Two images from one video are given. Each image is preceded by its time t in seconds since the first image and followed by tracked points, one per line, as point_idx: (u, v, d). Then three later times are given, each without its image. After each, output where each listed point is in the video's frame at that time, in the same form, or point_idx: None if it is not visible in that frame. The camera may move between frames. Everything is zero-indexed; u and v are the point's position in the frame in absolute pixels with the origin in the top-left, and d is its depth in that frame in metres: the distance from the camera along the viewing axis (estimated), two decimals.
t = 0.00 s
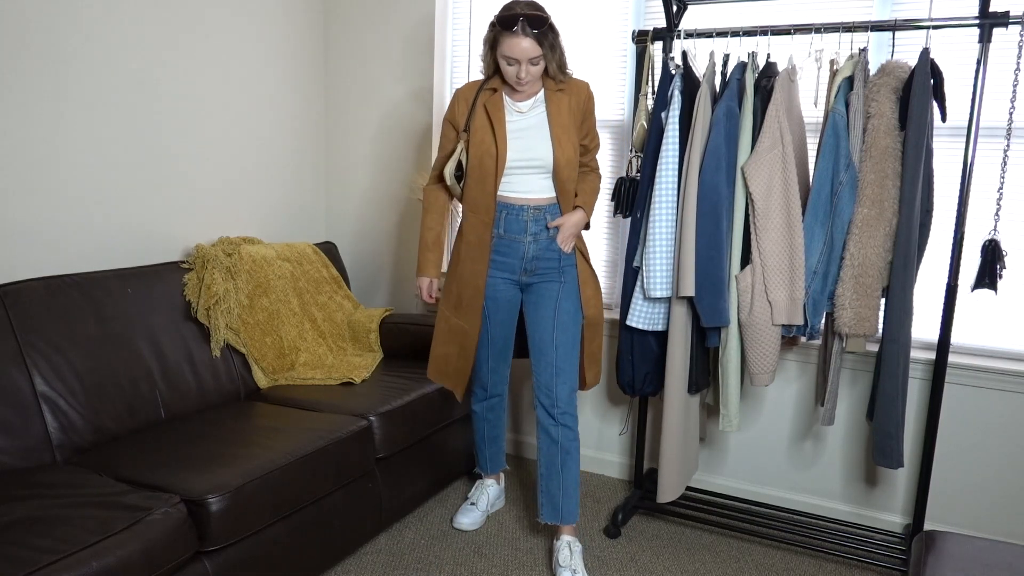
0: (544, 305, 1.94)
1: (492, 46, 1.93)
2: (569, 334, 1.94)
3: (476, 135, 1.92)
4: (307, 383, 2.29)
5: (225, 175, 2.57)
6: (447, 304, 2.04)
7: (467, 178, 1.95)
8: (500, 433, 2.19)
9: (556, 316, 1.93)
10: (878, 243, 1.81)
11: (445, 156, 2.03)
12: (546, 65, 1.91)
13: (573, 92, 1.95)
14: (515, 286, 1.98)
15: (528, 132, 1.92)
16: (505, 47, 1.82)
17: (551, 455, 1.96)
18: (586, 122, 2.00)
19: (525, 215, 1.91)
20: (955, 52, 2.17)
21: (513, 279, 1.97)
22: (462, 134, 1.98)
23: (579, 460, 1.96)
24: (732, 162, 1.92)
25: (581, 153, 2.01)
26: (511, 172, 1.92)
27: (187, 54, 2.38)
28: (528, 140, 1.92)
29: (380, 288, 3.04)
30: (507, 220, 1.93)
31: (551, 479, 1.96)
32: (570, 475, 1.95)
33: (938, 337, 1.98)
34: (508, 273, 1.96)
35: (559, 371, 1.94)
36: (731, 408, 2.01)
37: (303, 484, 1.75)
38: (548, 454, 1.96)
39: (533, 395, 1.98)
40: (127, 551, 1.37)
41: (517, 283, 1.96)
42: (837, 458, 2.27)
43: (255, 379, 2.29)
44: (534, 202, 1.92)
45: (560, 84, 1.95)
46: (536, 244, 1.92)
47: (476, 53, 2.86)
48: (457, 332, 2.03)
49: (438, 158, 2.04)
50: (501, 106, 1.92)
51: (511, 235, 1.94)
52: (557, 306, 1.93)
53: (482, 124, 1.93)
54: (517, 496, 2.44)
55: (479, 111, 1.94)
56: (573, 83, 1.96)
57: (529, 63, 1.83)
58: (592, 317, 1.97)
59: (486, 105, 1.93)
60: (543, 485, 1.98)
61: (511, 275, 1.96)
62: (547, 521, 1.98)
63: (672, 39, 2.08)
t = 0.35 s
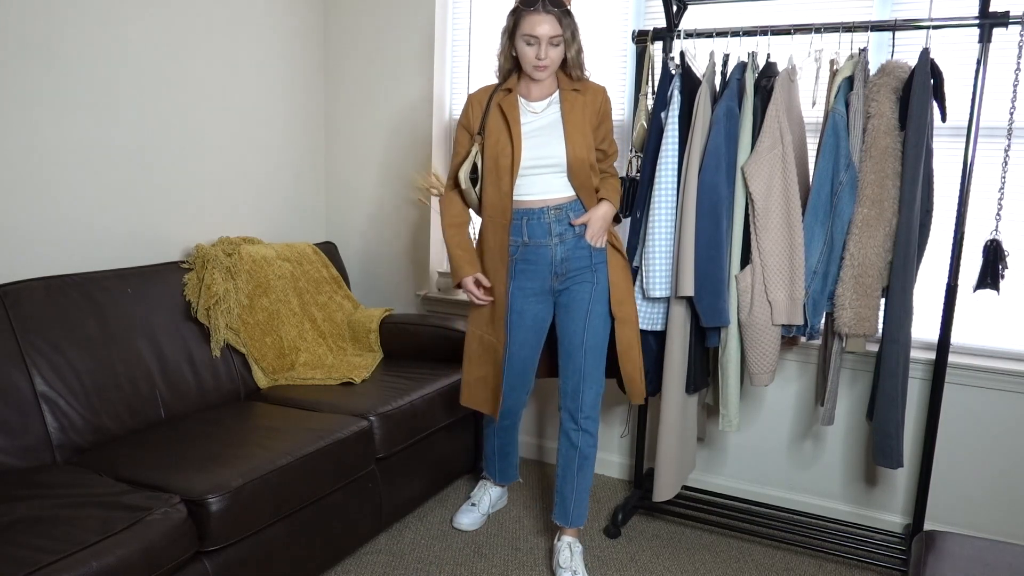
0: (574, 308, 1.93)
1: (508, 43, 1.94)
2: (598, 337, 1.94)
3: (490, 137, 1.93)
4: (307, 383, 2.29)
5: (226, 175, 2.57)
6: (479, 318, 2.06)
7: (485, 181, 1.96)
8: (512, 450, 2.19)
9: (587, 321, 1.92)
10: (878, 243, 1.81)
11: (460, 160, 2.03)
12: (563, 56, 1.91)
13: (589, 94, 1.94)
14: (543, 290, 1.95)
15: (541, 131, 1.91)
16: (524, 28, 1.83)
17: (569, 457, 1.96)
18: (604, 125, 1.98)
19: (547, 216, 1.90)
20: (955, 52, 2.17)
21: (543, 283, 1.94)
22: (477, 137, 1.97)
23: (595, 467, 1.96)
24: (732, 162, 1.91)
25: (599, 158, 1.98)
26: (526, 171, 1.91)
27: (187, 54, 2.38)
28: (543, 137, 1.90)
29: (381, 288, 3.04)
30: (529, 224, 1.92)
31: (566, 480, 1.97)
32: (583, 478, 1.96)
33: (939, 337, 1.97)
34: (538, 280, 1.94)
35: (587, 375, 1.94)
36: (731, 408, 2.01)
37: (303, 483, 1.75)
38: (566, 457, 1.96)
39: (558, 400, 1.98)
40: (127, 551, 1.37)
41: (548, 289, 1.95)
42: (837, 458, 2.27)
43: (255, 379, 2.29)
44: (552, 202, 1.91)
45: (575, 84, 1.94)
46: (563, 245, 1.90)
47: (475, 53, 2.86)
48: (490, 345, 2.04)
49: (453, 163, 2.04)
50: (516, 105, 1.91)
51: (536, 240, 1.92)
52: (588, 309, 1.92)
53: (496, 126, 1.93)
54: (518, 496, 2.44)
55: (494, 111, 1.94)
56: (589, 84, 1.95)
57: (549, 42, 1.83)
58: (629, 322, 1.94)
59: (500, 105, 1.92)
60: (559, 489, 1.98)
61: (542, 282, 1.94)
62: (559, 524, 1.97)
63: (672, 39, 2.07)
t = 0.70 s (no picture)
0: (557, 308, 1.93)
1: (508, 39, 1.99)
2: (582, 338, 1.93)
3: (495, 126, 1.95)
4: (307, 383, 2.29)
5: (226, 176, 2.58)
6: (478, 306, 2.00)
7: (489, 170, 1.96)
8: (506, 440, 2.21)
9: (569, 318, 1.93)
10: (878, 243, 1.81)
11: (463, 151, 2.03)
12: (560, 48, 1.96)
13: (589, 90, 1.95)
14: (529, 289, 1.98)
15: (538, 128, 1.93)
16: (522, 14, 1.89)
17: (560, 456, 1.97)
18: (605, 121, 1.97)
19: (536, 212, 1.92)
20: (955, 52, 2.17)
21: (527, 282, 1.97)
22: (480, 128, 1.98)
23: (586, 464, 1.97)
24: (732, 161, 1.91)
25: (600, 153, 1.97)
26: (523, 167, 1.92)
27: (187, 55, 2.39)
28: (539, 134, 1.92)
29: (381, 288, 3.04)
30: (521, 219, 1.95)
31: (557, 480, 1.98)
32: (577, 479, 1.97)
33: (939, 336, 1.97)
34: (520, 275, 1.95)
35: (572, 375, 1.94)
36: (730, 409, 2.01)
37: (303, 483, 1.75)
38: (557, 456, 1.97)
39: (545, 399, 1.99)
40: (127, 551, 1.37)
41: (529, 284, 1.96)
42: (837, 458, 2.27)
43: (255, 379, 2.29)
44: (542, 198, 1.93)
45: (575, 81, 1.95)
46: (546, 242, 1.92)
47: (476, 53, 2.86)
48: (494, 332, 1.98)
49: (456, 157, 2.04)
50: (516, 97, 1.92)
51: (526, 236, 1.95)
52: (570, 308, 1.93)
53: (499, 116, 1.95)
54: (517, 496, 2.44)
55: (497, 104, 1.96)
56: (591, 81, 1.97)
57: (546, 28, 1.88)
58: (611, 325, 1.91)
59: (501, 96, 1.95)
60: (551, 489, 1.99)
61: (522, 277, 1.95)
62: (551, 523, 1.99)
63: (672, 39, 2.07)
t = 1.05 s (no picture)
0: (525, 308, 1.98)
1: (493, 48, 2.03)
2: (552, 335, 1.97)
3: (481, 131, 1.96)
4: (307, 383, 2.29)
5: (226, 176, 2.58)
6: (451, 295, 2.04)
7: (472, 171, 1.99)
8: (496, 431, 2.22)
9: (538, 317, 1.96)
10: (879, 243, 1.81)
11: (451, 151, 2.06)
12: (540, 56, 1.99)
13: (571, 100, 1.96)
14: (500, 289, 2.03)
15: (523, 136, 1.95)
16: (504, 24, 1.92)
17: (547, 451, 1.98)
18: (586, 128, 1.99)
19: (516, 216, 1.96)
20: (955, 52, 2.17)
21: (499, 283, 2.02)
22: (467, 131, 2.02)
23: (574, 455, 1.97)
24: (732, 161, 1.91)
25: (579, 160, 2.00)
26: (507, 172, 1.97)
27: (187, 54, 2.39)
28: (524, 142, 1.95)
29: (380, 287, 3.04)
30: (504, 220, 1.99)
31: (542, 474, 1.98)
32: (567, 470, 1.97)
33: (939, 336, 1.97)
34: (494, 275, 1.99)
35: (547, 370, 1.97)
36: (731, 408, 2.01)
37: (303, 483, 1.75)
38: (545, 450, 1.98)
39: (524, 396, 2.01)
40: (127, 551, 1.37)
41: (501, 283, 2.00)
42: (837, 458, 2.27)
43: (255, 379, 2.29)
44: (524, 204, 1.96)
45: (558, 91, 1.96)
46: (518, 245, 1.96)
47: (475, 53, 2.87)
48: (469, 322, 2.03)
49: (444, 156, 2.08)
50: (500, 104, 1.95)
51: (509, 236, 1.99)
52: (537, 308, 1.96)
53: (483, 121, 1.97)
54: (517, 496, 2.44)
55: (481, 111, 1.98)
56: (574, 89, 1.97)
57: (526, 36, 1.91)
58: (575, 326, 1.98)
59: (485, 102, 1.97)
60: (538, 482, 1.99)
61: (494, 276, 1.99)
62: (545, 519, 1.98)
63: (671, 39, 2.08)
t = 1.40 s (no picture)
0: (517, 304, 1.98)
1: (482, 50, 2.02)
2: (545, 329, 1.97)
3: (473, 130, 1.98)
4: (307, 383, 2.29)
5: (225, 175, 2.57)
6: (442, 292, 2.07)
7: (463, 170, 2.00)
8: (494, 429, 2.23)
9: (529, 313, 1.97)
10: (879, 243, 1.81)
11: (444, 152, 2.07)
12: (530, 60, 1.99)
13: (559, 97, 1.98)
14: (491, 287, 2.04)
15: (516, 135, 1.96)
16: (500, 27, 1.92)
17: (546, 444, 1.97)
18: (575, 124, 2.01)
19: (507, 216, 1.96)
20: (955, 52, 2.17)
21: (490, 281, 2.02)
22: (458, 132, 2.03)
23: (571, 447, 1.98)
24: (732, 162, 1.91)
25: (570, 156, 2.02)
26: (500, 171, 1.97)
27: (186, 54, 2.38)
28: (516, 141, 1.95)
29: (380, 287, 3.04)
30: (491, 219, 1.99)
31: (541, 468, 1.98)
32: (565, 461, 1.97)
33: (939, 337, 1.97)
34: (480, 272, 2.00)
35: (541, 364, 1.97)
36: (731, 408, 2.01)
37: (303, 484, 1.75)
38: (544, 442, 1.98)
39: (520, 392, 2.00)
40: (127, 551, 1.37)
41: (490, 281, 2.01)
42: (837, 458, 2.27)
43: (255, 379, 2.29)
44: (512, 203, 1.97)
45: (546, 88, 1.98)
46: (509, 244, 1.96)
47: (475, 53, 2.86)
48: (458, 318, 2.05)
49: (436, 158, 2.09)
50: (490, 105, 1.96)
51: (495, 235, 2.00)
52: (529, 304, 1.97)
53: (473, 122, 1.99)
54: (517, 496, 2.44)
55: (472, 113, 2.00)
56: (559, 85, 1.99)
57: (522, 40, 1.92)
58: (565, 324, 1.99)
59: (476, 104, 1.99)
60: (538, 475, 1.98)
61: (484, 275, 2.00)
62: (545, 511, 1.97)
63: (672, 39, 2.08)
